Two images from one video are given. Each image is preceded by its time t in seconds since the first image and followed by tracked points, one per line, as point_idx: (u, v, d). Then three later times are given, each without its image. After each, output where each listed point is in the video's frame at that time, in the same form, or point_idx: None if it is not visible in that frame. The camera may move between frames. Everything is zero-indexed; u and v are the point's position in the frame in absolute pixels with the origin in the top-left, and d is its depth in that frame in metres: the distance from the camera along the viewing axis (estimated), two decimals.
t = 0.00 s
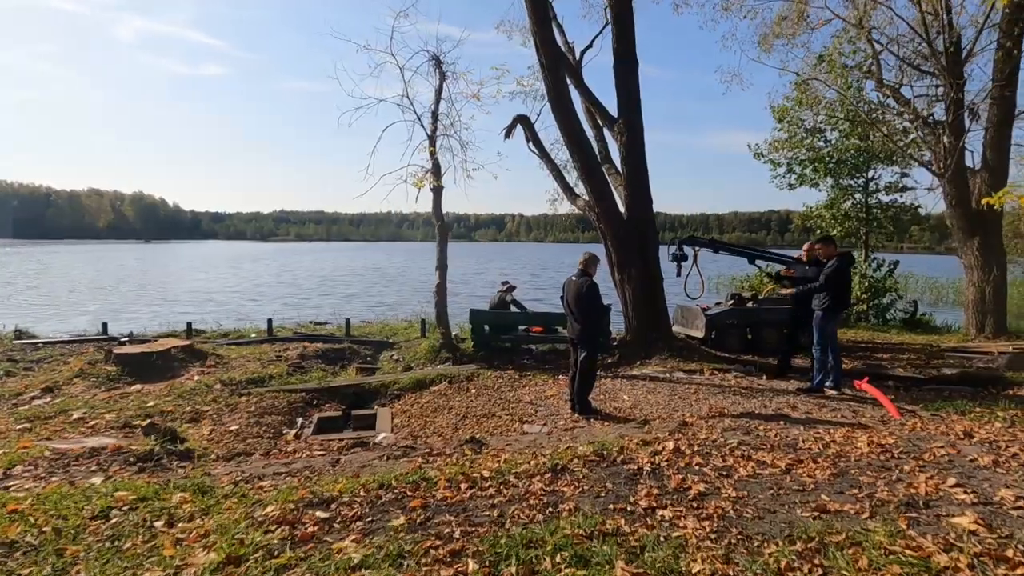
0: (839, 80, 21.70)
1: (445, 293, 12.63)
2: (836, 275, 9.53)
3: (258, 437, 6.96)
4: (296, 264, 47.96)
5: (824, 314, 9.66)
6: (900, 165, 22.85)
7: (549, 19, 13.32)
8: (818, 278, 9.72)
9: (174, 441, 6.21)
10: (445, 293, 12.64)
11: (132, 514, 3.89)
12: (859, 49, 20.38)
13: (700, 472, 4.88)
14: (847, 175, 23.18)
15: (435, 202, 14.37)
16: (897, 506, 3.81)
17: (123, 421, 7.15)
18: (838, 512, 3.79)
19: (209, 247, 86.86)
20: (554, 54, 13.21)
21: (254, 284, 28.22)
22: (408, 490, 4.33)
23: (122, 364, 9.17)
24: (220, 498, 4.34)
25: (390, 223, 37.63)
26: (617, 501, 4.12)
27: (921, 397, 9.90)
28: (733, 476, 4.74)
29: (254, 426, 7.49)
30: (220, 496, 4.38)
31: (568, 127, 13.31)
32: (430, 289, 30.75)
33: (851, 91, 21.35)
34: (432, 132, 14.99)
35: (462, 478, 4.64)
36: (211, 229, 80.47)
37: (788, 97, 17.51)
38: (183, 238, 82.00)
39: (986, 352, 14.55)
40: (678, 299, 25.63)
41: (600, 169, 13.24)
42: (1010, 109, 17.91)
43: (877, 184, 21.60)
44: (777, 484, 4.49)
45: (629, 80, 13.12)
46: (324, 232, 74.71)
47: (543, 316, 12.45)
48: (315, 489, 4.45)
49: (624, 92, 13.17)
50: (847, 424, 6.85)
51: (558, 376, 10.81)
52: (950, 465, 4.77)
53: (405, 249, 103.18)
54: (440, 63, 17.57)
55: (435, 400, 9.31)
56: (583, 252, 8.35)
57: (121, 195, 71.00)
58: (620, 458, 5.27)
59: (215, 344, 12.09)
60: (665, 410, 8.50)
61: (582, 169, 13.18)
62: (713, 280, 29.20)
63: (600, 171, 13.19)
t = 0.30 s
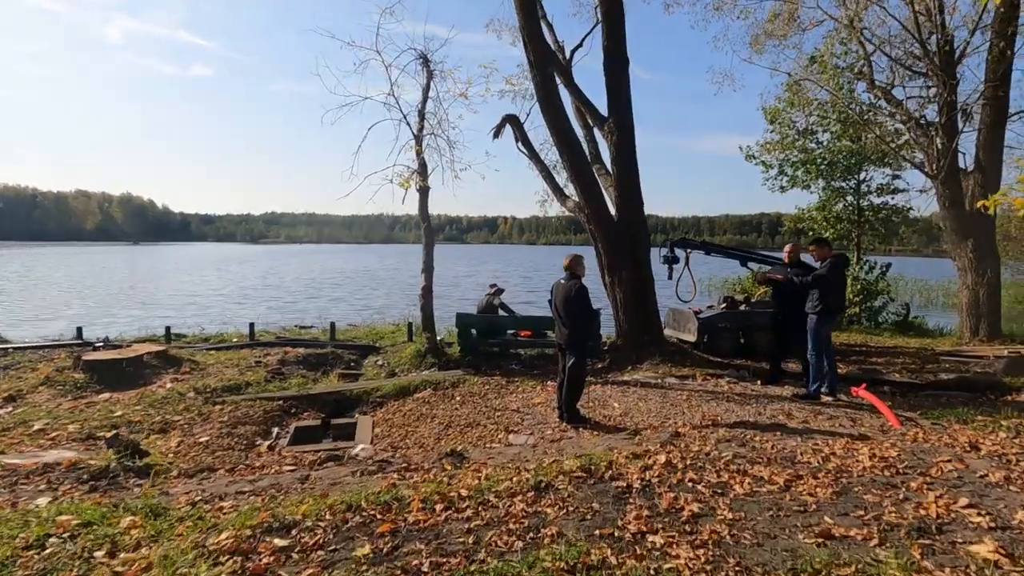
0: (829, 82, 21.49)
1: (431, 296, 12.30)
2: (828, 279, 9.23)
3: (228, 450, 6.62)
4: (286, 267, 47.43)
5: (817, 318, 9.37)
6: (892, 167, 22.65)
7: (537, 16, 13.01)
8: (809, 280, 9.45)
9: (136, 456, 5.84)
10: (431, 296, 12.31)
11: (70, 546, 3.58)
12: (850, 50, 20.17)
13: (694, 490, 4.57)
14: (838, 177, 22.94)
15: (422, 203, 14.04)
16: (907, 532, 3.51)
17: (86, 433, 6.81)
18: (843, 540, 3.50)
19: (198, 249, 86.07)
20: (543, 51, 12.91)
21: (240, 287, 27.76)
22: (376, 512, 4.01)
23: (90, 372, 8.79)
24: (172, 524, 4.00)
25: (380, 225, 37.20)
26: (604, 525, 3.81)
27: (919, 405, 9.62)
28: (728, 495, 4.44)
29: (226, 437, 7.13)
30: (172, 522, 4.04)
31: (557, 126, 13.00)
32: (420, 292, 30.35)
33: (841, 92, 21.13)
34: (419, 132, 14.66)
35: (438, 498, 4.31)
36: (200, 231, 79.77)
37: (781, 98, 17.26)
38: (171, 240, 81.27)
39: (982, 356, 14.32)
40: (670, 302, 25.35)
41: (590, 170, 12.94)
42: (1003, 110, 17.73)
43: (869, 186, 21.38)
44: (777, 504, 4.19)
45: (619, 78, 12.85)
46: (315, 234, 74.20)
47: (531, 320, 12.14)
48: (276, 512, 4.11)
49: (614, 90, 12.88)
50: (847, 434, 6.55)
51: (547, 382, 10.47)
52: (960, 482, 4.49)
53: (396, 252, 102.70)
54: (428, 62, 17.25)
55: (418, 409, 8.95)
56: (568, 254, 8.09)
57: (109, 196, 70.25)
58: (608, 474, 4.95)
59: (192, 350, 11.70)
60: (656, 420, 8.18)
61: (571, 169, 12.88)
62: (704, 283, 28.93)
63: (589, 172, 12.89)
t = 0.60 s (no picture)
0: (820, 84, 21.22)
1: (415, 300, 11.88)
2: (817, 280, 8.80)
3: (191, 462, 6.19)
4: (274, 273, 46.82)
5: (808, 320, 8.94)
6: (884, 170, 22.38)
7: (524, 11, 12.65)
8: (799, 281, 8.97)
9: (85, 470, 5.41)
10: (415, 299, 11.89)
11: None
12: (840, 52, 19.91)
13: (688, 505, 4.18)
14: (830, 180, 22.65)
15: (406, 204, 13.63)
16: (928, 554, 3.25)
17: (39, 445, 6.36)
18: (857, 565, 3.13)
19: (187, 256, 85.28)
20: (530, 49, 12.53)
21: (225, 293, 27.22)
22: (335, 535, 3.61)
23: (51, 380, 8.34)
24: (105, 548, 3.59)
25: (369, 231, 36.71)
26: (590, 549, 3.43)
27: (920, 410, 9.29)
28: (725, 511, 4.06)
29: (190, 448, 6.69)
30: (104, 546, 3.63)
31: (544, 125, 12.63)
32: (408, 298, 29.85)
33: (832, 95, 20.86)
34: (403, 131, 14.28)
35: (406, 516, 3.91)
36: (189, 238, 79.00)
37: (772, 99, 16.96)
38: (159, 247, 80.43)
39: (979, 360, 14.03)
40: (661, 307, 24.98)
41: (579, 169, 12.59)
42: (996, 111, 17.51)
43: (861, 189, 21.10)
44: (779, 521, 3.82)
45: (608, 75, 12.51)
46: (304, 241, 73.60)
47: (519, 324, 11.74)
48: (224, 533, 3.71)
49: (603, 88, 12.54)
50: (850, 442, 6.17)
51: (535, 388, 10.07)
52: (977, 495, 4.13)
53: (387, 258, 102.05)
54: (413, 61, 16.87)
55: (398, 417, 8.53)
56: (554, 253, 7.72)
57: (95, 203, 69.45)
58: (595, 487, 4.56)
59: (165, 357, 11.24)
60: (647, 428, 7.78)
61: (560, 169, 12.51)
62: (696, 288, 28.58)
63: (578, 171, 12.53)
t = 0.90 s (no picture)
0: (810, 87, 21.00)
1: (398, 303, 11.50)
2: (810, 282, 8.48)
3: (153, 476, 5.81)
4: (260, 277, 46.21)
5: (799, 324, 8.63)
6: (874, 172, 22.15)
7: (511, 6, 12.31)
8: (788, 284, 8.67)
9: (34, 486, 5.02)
10: (399, 302, 11.52)
11: None
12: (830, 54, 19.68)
13: (682, 523, 3.86)
14: (819, 183, 22.39)
15: (390, 205, 13.26)
16: None
17: None
18: None
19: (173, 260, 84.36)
20: (518, 46, 12.19)
21: (208, 297, 26.70)
22: (295, 564, 3.28)
23: (11, 387, 7.94)
24: None
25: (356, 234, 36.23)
26: None
27: (918, 416, 9.00)
28: (724, 530, 3.75)
29: (153, 460, 6.30)
30: None
31: (532, 123, 12.28)
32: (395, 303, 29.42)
33: (822, 98, 20.65)
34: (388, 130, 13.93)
35: (374, 538, 3.57)
36: (175, 242, 78.18)
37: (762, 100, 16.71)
38: (145, 252, 79.55)
39: (973, 363, 13.79)
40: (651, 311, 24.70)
41: (567, 169, 12.26)
42: (986, 112, 17.34)
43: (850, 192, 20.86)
44: (783, 542, 3.51)
45: (598, 73, 12.20)
46: (292, 245, 72.95)
47: (506, 327, 11.41)
48: (171, 560, 3.37)
49: (592, 85, 12.23)
50: (851, 450, 5.87)
51: (521, 394, 9.72)
52: (994, 512, 3.83)
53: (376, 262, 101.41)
54: (399, 60, 16.54)
55: (378, 424, 8.16)
56: (541, 253, 7.40)
57: (79, 206, 68.57)
58: (583, 502, 4.22)
59: (137, 362, 10.81)
60: (637, 436, 7.45)
61: (548, 168, 12.19)
62: (686, 291, 28.31)
63: (567, 171, 12.21)
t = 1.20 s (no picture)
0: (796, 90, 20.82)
1: (378, 308, 11.11)
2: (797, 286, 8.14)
3: (103, 497, 5.42)
4: (242, 281, 45.60)
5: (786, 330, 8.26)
6: (860, 176, 22.00)
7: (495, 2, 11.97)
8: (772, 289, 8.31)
9: None
10: (378, 307, 11.13)
11: None
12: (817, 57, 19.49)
13: (675, 550, 3.54)
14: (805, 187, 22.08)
15: (370, 207, 12.89)
16: None
17: None
18: None
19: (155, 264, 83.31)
20: (502, 43, 11.86)
21: (186, 302, 26.17)
22: None
23: None
24: None
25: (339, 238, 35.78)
26: None
27: (912, 424, 8.72)
28: (722, 558, 3.42)
29: (108, 477, 5.89)
30: None
31: (516, 122, 11.94)
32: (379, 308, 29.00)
33: (808, 101, 20.49)
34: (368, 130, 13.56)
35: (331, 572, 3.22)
36: (157, 245, 77.24)
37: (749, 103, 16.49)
38: (126, 255, 78.53)
39: (963, 367, 13.58)
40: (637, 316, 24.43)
41: (552, 170, 11.93)
42: (972, 115, 17.22)
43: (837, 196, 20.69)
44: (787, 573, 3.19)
45: (584, 72, 11.89)
46: (276, 249, 72.21)
47: (490, 332, 11.04)
48: None
49: (578, 84, 11.92)
50: (850, 463, 5.56)
51: (504, 402, 9.37)
52: (1011, 536, 3.54)
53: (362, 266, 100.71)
54: (381, 59, 16.18)
55: (353, 435, 7.77)
56: (525, 255, 7.06)
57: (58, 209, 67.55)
58: (567, 526, 3.88)
59: (102, 371, 10.38)
60: (625, 447, 7.12)
61: (533, 169, 11.85)
62: (673, 295, 28.09)
63: (552, 173, 11.88)
